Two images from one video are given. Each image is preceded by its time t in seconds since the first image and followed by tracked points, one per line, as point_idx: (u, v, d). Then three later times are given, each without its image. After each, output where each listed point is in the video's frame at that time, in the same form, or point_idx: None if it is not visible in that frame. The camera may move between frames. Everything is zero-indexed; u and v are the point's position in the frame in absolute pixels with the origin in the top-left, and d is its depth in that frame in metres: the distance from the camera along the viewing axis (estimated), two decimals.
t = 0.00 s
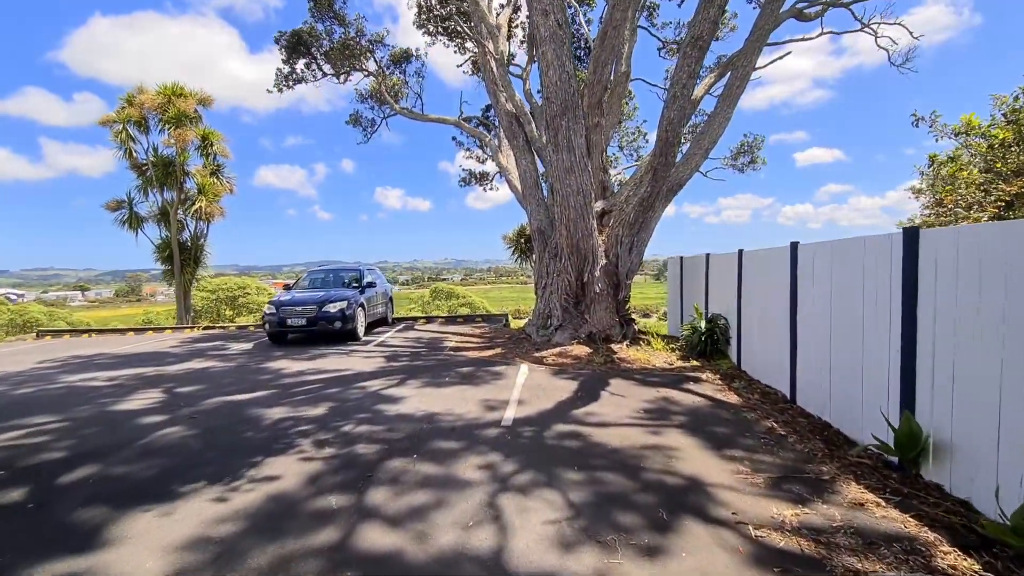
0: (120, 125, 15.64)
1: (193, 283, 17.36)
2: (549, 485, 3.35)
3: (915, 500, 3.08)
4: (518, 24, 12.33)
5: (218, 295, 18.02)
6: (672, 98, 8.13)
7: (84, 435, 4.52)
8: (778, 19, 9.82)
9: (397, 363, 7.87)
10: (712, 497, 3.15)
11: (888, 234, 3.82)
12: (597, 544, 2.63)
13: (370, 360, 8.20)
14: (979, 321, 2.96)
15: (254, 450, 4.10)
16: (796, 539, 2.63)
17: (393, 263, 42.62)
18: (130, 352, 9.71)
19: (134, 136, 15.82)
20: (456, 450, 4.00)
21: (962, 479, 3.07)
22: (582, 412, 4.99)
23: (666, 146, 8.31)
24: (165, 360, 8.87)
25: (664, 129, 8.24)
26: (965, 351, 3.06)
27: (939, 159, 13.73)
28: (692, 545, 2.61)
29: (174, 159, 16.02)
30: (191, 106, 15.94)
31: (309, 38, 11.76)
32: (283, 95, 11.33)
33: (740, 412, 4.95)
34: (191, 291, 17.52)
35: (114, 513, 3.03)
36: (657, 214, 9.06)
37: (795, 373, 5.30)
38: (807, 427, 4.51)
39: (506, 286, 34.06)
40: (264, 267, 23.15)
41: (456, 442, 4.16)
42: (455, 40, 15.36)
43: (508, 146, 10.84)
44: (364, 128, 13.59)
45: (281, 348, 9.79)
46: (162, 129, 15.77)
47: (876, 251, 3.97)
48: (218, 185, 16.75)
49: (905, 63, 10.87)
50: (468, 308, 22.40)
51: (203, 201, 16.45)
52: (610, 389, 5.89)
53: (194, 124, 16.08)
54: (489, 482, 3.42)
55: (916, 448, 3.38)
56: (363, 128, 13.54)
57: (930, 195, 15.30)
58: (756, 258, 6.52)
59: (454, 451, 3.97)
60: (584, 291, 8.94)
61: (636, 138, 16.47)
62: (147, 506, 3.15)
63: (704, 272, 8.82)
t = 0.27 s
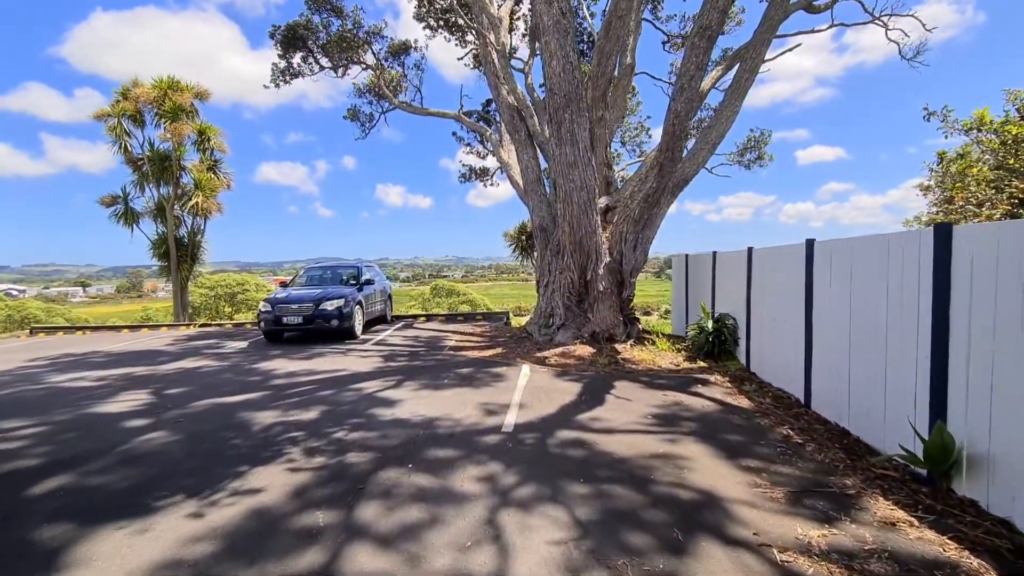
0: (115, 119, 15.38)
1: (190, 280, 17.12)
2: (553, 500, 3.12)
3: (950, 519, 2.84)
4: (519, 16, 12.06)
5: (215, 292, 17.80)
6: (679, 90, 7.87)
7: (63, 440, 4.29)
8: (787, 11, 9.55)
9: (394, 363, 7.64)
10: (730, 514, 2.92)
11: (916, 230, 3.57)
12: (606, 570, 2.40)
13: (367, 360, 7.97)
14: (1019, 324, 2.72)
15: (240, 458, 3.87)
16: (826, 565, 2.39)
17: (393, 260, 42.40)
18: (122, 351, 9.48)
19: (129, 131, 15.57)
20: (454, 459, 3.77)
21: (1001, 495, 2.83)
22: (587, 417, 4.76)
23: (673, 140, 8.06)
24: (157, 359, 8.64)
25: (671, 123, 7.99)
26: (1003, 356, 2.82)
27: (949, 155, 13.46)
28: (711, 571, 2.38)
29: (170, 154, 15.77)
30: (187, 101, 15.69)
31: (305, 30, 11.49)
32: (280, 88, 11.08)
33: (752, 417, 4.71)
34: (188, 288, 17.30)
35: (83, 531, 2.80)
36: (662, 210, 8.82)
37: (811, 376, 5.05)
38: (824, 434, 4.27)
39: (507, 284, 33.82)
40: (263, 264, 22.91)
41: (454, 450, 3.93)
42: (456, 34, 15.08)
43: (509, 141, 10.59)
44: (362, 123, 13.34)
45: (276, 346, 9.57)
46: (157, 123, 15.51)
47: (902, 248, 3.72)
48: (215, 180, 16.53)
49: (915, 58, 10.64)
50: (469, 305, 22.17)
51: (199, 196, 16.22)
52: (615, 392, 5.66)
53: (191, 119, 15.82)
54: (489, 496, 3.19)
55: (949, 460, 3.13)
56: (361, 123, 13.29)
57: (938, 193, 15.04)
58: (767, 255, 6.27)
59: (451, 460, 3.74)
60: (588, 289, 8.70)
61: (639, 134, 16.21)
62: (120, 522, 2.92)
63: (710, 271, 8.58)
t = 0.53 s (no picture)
0: (105, 112, 15.04)
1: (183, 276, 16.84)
2: (557, 513, 2.87)
3: (993, 537, 2.59)
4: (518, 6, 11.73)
5: (209, 288, 17.51)
6: (684, 79, 7.58)
7: (33, 445, 4.03)
8: None
9: (390, 362, 7.38)
10: (750, 530, 2.66)
11: (946, 221, 3.30)
12: None
13: (361, 358, 7.72)
14: None
15: (221, 465, 3.61)
16: None
17: (391, 257, 42.07)
18: (109, 350, 9.20)
19: (120, 124, 15.24)
20: (449, 467, 3.51)
21: None
22: (591, 420, 4.50)
23: (677, 132, 7.77)
24: (145, 358, 8.36)
25: (675, 114, 7.70)
26: None
27: (957, 149, 13.18)
28: None
29: (162, 148, 15.44)
30: (179, 93, 15.35)
31: (298, 19, 11.17)
32: (272, 79, 10.77)
33: (765, 421, 4.46)
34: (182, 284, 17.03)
35: (39, 551, 2.54)
36: (666, 204, 8.56)
37: (826, 377, 4.80)
38: (843, 440, 4.02)
39: (506, 280, 33.55)
40: (258, 260, 22.61)
41: (450, 456, 3.68)
42: (453, 25, 14.76)
43: (508, 133, 10.29)
44: (357, 116, 13.03)
45: (269, 345, 9.29)
46: (148, 116, 15.17)
47: (930, 241, 3.45)
48: (208, 175, 16.26)
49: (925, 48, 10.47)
50: (467, 302, 21.89)
51: (192, 191, 15.90)
52: (619, 393, 5.40)
53: (182, 112, 15.48)
54: (488, 509, 2.93)
55: (987, 471, 2.89)
56: (356, 116, 12.98)
57: (945, 188, 14.76)
58: (777, 250, 6.01)
59: (446, 467, 3.48)
60: (589, 286, 8.44)
61: (640, 128, 15.92)
62: (81, 540, 2.66)
63: (716, 267, 8.31)
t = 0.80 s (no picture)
0: (93, 108, 14.70)
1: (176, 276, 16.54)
2: (564, 540, 2.61)
3: None
4: None
5: (203, 288, 17.21)
6: (689, 69, 7.29)
7: None
8: None
9: (385, 365, 7.11)
10: (778, 561, 2.40)
11: (984, 218, 3.04)
12: None
13: (355, 361, 7.45)
14: None
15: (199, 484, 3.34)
16: None
17: (389, 254, 41.74)
18: (96, 353, 8.91)
19: (109, 120, 14.90)
20: (446, 484, 3.25)
21: None
22: (597, 430, 4.23)
23: (682, 124, 7.49)
24: (132, 361, 8.08)
25: (680, 106, 7.41)
26: None
27: (965, 142, 12.89)
28: None
29: (153, 145, 15.12)
30: (169, 89, 15.02)
31: (289, 11, 10.84)
32: (262, 73, 10.45)
33: (781, 430, 4.21)
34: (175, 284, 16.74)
35: None
36: (670, 200, 8.29)
37: (844, 381, 4.56)
38: (866, 451, 3.77)
39: (505, 278, 33.27)
40: (253, 259, 22.30)
41: (446, 473, 3.42)
42: (449, 18, 14.43)
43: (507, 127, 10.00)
44: (351, 110, 12.73)
45: (261, 346, 9.02)
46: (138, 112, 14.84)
47: (965, 238, 3.19)
48: (201, 173, 16.07)
49: (936, 34, 10.90)
50: (465, 300, 21.60)
51: (184, 189, 15.59)
52: (625, 399, 5.14)
53: (173, 108, 15.15)
54: (488, 536, 2.66)
55: None
56: (350, 110, 12.70)
57: (952, 182, 14.48)
58: (788, 247, 5.73)
59: (443, 485, 3.22)
60: (591, 284, 8.18)
61: (640, 123, 15.62)
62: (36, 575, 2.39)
63: (722, 263, 8.04)
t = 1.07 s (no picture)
0: (82, 103, 14.39)
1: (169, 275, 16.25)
2: (570, 566, 2.36)
3: None
4: None
5: (198, 286, 16.93)
6: (694, 58, 7.02)
7: None
8: None
9: (379, 366, 6.85)
10: None
11: None
12: None
13: (349, 362, 7.19)
14: None
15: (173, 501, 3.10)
16: None
17: (387, 251, 41.45)
18: (82, 355, 8.63)
19: (99, 116, 14.60)
20: (440, 500, 3.00)
21: None
22: (602, 437, 3.98)
23: (687, 115, 7.22)
24: (119, 364, 7.81)
25: (685, 96, 7.14)
26: None
27: (973, 134, 12.62)
28: None
29: (144, 141, 14.82)
30: (160, 83, 14.73)
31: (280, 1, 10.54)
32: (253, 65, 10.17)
33: (798, 437, 3.95)
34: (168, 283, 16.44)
35: None
36: (673, 194, 8.03)
37: (862, 382, 4.31)
38: (891, 459, 3.52)
39: (504, 275, 32.99)
40: (249, 257, 22.00)
41: (441, 486, 3.17)
42: (445, 9, 14.12)
43: (505, 120, 9.72)
44: (345, 104, 12.45)
45: (252, 347, 8.76)
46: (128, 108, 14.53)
47: (1001, 232, 2.94)
48: (193, 169, 15.72)
49: (945, 23, 10.63)
50: (464, 297, 21.32)
51: (177, 186, 15.31)
52: (631, 402, 4.89)
53: (164, 103, 14.84)
54: (486, 561, 2.41)
55: None
56: (344, 104, 12.42)
57: (958, 175, 14.22)
58: (800, 241, 5.47)
59: (437, 502, 2.97)
60: (592, 282, 7.93)
61: (640, 116, 15.34)
62: None
63: (728, 259, 7.79)
